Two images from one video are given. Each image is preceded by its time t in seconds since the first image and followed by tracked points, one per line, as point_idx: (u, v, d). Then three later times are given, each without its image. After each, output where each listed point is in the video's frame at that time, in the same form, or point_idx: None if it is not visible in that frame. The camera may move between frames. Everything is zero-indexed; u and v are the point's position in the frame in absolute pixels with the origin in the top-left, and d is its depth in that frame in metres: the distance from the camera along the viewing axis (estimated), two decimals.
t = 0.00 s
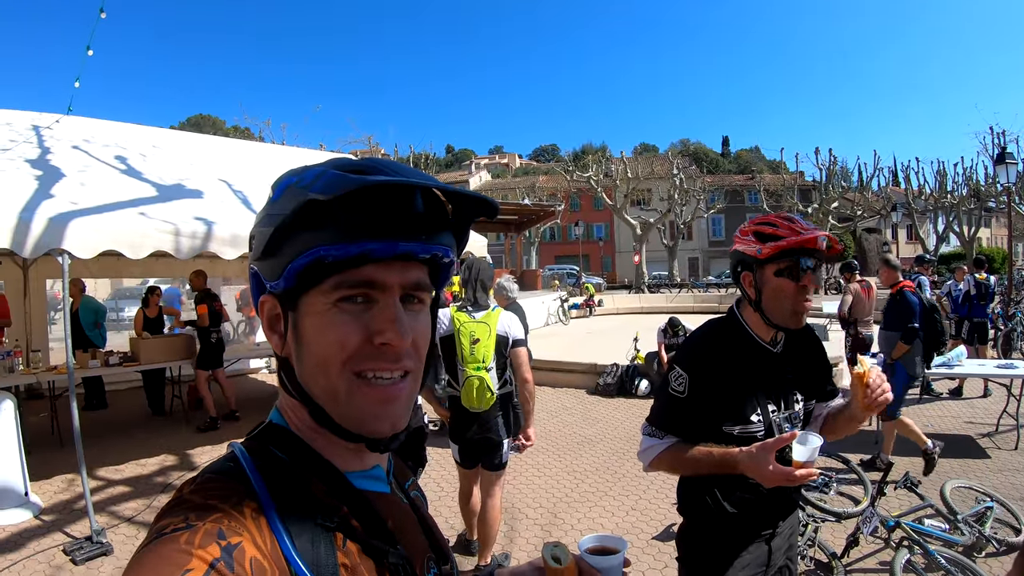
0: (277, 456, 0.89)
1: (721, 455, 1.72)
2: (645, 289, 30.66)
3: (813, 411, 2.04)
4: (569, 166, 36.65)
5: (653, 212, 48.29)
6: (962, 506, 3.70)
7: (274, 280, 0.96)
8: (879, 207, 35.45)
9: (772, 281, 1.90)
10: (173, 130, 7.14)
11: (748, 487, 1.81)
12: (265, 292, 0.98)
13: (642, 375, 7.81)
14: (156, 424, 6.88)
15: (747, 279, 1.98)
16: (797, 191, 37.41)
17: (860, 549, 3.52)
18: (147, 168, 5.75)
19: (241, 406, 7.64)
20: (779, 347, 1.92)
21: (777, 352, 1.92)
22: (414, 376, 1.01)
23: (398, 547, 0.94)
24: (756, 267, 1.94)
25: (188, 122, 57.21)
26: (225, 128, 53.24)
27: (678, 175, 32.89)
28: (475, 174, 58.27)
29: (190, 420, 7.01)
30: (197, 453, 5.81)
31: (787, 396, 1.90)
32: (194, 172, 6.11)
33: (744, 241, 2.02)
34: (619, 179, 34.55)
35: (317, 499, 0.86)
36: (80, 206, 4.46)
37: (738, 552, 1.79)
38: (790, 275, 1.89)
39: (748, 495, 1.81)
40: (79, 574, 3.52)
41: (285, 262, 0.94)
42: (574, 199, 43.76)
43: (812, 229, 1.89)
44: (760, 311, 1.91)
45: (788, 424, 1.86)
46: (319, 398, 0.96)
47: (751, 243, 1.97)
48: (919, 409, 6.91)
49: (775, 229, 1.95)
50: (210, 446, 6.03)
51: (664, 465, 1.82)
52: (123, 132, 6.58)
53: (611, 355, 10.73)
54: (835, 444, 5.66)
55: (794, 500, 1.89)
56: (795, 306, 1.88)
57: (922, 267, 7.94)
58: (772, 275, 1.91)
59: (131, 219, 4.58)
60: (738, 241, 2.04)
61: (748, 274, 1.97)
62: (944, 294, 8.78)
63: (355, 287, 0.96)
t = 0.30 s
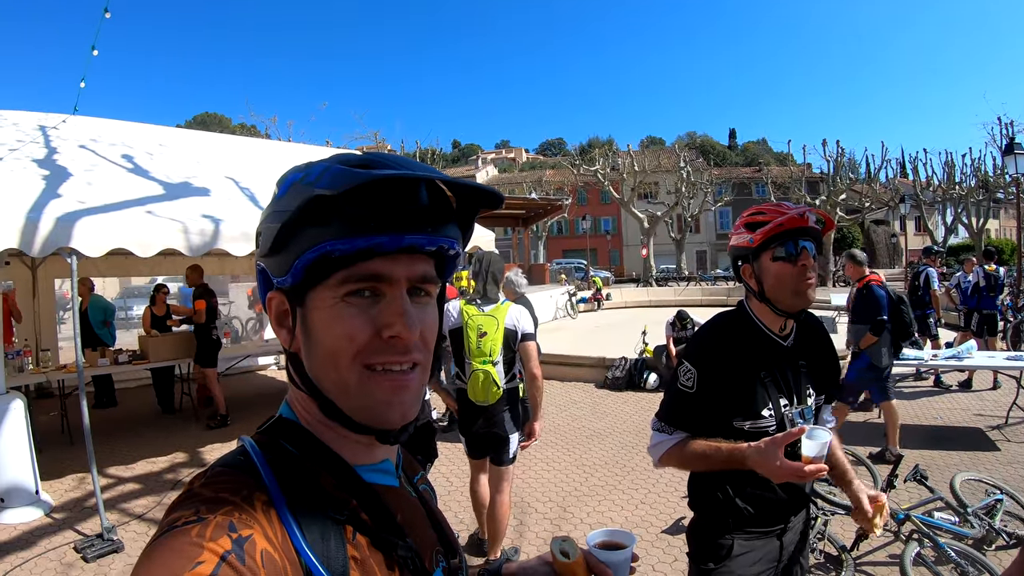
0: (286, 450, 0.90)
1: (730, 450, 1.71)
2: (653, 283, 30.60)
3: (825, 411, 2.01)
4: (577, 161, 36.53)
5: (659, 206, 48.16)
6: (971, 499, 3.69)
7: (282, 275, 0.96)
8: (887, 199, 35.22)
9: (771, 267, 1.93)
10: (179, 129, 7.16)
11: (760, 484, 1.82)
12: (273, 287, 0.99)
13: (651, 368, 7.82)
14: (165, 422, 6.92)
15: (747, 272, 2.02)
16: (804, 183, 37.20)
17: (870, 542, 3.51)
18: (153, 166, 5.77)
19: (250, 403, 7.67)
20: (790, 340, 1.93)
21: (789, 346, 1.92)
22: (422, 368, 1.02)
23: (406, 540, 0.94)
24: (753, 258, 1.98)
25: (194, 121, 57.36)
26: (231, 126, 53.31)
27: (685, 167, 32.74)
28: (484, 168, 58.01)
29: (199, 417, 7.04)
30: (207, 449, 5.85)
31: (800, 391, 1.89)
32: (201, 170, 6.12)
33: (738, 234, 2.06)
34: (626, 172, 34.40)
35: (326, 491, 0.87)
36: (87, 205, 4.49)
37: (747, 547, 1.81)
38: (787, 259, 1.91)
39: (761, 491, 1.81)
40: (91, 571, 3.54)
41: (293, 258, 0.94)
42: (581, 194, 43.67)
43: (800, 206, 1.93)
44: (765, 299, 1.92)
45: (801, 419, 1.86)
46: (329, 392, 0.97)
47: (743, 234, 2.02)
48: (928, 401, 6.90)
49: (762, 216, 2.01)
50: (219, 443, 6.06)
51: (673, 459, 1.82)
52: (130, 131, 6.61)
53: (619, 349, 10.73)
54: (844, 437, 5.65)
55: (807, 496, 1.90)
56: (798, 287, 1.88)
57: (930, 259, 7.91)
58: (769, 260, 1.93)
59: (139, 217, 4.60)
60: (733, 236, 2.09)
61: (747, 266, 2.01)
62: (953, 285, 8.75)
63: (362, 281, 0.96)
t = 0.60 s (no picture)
0: (295, 450, 0.90)
1: (749, 449, 1.71)
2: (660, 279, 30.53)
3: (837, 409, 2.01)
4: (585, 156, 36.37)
5: (664, 203, 48.08)
6: (983, 495, 3.68)
7: (309, 271, 0.93)
8: (895, 194, 35.01)
9: (786, 265, 1.92)
10: (186, 129, 7.19)
11: (775, 484, 1.82)
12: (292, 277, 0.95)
13: (659, 365, 7.81)
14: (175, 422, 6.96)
15: (762, 268, 2.01)
16: (811, 178, 37.03)
17: (881, 539, 3.50)
18: (160, 167, 5.79)
19: (258, 403, 7.70)
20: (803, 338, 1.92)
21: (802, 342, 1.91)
22: (448, 369, 1.02)
23: (414, 538, 0.94)
24: (769, 254, 1.97)
25: (199, 122, 57.58)
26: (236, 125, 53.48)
27: (692, 163, 32.62)
28: (491, 166, 58.11)
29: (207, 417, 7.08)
30: (216, 449, 5.87)
31: (812, 386, 1.90)
32: (208, 170, 6.15)
33: (755, 229, 2.05)
34: (634, 167, 34.22)
35: (334, 491, 0.87)
36: (94, 206, 4.51)
37: (763, 548, 1.80)
38: (803, 256, 1.90)
39: (776, 491, 1.82)
40: (100, 571, 3.56)
41: (330, 254, 0.91)
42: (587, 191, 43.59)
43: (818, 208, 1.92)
44: (779, 297, 1.92)
45: (815, 416, 1.88)
46: (362, 397, 0.96)
47: (760, 230, 2.01)
48: (938, 396, 6.88)
49: (781, 213, 1.99)
50: (228, 442, 6.08)
51: (689, 460, 1.82)
52: (137, 132, 6.64)
53: (628, 345, 10.72)
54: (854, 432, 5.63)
55: (820, 494, 1.90)
56: (812, 286, 1.88)
57: (940, 254, 7.88)
58: (785, 259, 1.93)
59: (146, 218, 4.62)
60: (750, 232, 2.08)
61: (763, 263, 2.00)
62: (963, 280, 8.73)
63: (403, 284, 0.95)
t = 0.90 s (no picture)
0: (307, 445, 0.91)
1: (765, 444, 1.70)
2: (664, 276, 30.48)
3: (846, 402, 1.97)
4: (588, 154, 36.33)
5: (667, 200, 48.02)
6: (991, 492, 3.67)
7: (406, 280, 0.91)
8: (900, 190, 34.86)
9: (798, 262, 1.92)
10: (190, 130, 7.20)
11: (788, 480, 1.82)
12: (387, 278, 0.91)
13: (665, 362, 7.81)
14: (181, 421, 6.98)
15: (773, 265, 2.00)
16: (816, 174, 36.90)
17: (889, 535, 3.50)
18: (164, 167, 5.80)
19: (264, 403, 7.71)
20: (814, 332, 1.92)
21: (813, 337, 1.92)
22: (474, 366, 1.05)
23: (423, 533, 0.95)
24: (778, 250, 1.96)
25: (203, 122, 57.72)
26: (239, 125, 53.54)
27: (696, 160, 32.56)
28: (494, 164, 58.15)
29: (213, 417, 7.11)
30: (222, 448, 5.89)
31: (825, 380, 1.90)
32: (212, 170, 6.16)
33: (762, 225, 2.04)
34: (638, 164, 34.13)
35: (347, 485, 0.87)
36: (99, 207, 4.52)
37: (776, 546, 1.80)
38: (813, 252, 1.90)
39: (791, 487, 1.81)
40: (107, 570, 3.58)
41: (450, 270, 0.91)
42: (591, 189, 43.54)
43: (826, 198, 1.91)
44: (790, 293, 1.91)
45: (829, 410, 1.87)
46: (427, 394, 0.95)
47: (768, 226, 2.00)
48: (945, 392, 6.86)
49: (789, 207, 1.97)
50: (234, 442, 6.10)
51: (704, 458, 1.81)
52: (141, 133, 6.65)
53: (634, 343, 10.72)
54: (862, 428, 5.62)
55: (835, 490, 1.90)
56: (825, 282, 1.88)
57: (947, 249, 7.86)
58: (797, 255, 1.92)
59: (151, 218, 4.62)
60: (758, 227, 2.06)
61: (772, 259, 1.99)
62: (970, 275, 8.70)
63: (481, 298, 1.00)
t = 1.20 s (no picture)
0: (312, 443, 0.90)
1: (774, 445, 1.70)
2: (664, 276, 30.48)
3: (851, 401, 1.95)
4: (588, 155, 36.35)
5: (668, 199, 48.06)
6: (995, 491, 3.66)
7: (413, 278, 0.91)
8: (900, 188, 34.84)
9: (837, 269, 1.92)
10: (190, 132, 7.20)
11: (796, 480, 1.82)
12: (393, 275, 0.91)
13: (667, 362, 7.82)
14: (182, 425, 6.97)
15: (803, 264, 1.95)
16: (816, 173, 36.90)
17: (893, 536, 3.50)
18: (163, 170, 5.80)
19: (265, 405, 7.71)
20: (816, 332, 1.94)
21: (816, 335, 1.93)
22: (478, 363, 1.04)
23: (428, 526, 0.94)
24: (819, 253, 1.93)
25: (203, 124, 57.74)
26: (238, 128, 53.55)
27: (696, 160, 32.58)
28: (494, 165, 58.23)
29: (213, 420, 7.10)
30: (223, 451, 5.89)
31: (828, 379, 1.90)
32: (212, 172, 6.16)
33: (803, 222, 1.96)
34: (637, 165, 34.14)
35: (352, 481, 0.87)
36: (97, 209, 4.52)
37: (787, 547, 1.80)
38: (850, 262, 1.93)
39: (799, 487, 1.81)
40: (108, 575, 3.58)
41: (455, 269, 0.91)
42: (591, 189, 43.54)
43: (868, 216, 1.96)
44: (819, 298, 1.93)
45: (835, 410, 1.85)
46: (431, 392, 0.95)
47: (815, 226, 1.93)
48: (947, 391, 6.86)
49: (837, 212, 1.95)
50: (235, 445, 6.10)
51: (711, 461, 1.81)
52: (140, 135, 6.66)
53: (636, 343, 10.72)
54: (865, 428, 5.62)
55: (842, 488, 1.90)
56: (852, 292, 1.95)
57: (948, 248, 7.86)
58: (836, 262, 1.92)
59: (150, 221, 4.62)
60: (798, 222, 1.97)
61: (807, 258, 1.95)
62: (971, 273, 8.70)
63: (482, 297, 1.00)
